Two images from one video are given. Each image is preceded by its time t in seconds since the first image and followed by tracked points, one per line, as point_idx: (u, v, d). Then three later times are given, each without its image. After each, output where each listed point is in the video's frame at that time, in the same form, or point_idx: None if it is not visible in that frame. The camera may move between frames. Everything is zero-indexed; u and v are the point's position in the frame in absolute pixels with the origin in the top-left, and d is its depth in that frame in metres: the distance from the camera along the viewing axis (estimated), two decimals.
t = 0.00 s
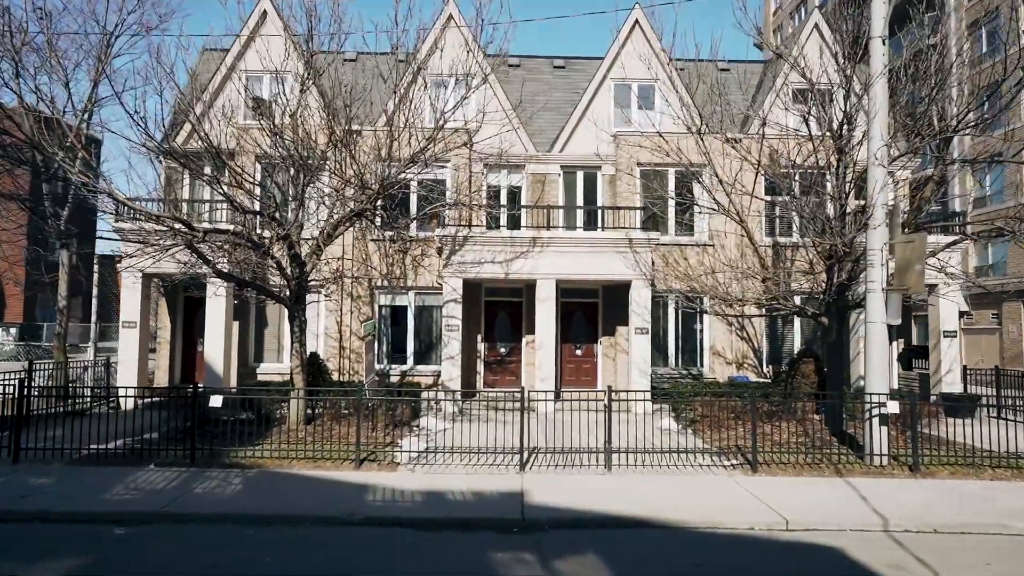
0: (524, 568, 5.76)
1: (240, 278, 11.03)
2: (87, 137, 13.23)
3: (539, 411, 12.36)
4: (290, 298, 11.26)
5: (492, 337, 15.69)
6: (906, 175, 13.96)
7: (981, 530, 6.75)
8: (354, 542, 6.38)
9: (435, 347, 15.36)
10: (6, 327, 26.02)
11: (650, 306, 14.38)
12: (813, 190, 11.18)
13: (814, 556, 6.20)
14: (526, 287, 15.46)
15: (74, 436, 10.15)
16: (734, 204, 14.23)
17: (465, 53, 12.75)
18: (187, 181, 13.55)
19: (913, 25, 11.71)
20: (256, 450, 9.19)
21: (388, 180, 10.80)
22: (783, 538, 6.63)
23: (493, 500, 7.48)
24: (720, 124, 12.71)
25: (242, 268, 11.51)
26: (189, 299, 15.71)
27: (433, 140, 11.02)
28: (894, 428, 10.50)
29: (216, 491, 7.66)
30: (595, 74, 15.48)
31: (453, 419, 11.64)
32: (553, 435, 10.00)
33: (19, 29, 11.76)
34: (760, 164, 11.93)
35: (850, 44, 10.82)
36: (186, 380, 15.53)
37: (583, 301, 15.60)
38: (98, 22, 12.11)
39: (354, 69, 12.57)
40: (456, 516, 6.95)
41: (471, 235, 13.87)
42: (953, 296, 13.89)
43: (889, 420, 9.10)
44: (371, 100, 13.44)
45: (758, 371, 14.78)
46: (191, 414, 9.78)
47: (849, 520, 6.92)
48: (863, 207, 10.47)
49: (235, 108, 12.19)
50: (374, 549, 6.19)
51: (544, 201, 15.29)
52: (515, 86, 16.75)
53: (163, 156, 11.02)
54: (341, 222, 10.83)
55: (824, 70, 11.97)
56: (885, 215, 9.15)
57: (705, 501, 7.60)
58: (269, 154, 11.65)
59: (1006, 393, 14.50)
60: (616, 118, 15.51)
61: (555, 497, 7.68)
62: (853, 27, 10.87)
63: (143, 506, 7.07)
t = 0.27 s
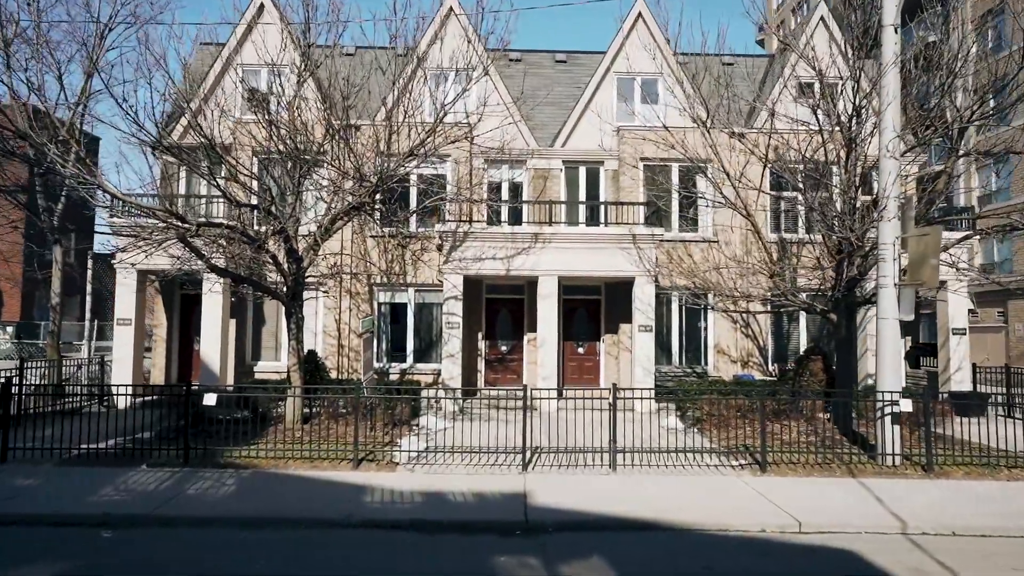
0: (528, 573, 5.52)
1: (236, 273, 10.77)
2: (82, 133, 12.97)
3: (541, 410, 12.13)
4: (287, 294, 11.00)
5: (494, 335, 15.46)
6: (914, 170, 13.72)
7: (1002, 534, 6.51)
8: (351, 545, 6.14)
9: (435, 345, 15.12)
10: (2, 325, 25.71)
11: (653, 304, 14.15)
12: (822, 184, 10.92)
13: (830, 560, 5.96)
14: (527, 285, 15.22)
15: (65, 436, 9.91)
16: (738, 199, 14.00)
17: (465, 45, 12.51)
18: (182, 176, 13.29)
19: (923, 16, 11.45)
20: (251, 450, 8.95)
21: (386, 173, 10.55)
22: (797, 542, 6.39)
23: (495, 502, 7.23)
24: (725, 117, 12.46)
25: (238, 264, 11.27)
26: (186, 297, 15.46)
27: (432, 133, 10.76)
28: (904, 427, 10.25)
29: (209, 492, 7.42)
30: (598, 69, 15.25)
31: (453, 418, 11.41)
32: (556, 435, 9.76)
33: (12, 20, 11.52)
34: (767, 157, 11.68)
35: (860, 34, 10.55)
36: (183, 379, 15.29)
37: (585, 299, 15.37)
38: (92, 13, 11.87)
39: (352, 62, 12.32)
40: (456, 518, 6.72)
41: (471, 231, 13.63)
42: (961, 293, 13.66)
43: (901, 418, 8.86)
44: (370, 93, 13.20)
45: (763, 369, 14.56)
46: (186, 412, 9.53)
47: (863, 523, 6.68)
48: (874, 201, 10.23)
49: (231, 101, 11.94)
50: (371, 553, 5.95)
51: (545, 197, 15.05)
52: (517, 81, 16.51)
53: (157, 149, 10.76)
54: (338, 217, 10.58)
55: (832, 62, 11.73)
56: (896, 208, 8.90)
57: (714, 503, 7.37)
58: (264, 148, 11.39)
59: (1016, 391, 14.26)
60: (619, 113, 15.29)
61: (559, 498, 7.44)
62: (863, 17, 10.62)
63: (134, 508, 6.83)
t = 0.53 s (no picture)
0: None
1: (232, 270, 10.51)
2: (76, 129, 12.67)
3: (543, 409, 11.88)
4: (284, 291, 10.75)
5: (495, 333, 15.20)
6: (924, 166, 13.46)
7: None
8: (349, 551, 5.90)
9: (436, 344, 14.88)
10: None
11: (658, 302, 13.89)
12: (832, 179, 10.65)
13: (849, 566, 5.72)
14: (530, 282, 14.97)
15: (57, 436, 9.65)
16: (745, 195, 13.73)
17: (466, 37, 12.23)
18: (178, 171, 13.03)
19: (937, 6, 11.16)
20: (246, 451, 8.69)
21: (386, 167, 10.29)
22: (813, 548, 6.14)
23: (498, 505, 6.99)
24: (732, 111, 12.19)
25: (234, 261, 11.02)
26: (182, 294, 15.21)
27: (432, 126, 10.49)
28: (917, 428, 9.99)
29: (203, 495, 7.17)
30: (601, 63, 14.99)
31: (454, 418, 11.16)
32: (560, 435, 9.51)
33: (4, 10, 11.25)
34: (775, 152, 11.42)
35: (872, 25, 10.27)
36: (179, 377, 15.04)
37: (588, 297, 15.11)
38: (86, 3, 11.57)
39: (351, 55, 12.04)
40: (458, 522, 6.48)
41: (472, 227, 13.38)
42: (972, 291, 13.40)
43: (916, 419, 8.59)
44: (369, 87, 12.93)
45: (770, 368, 14.31)
46: (180, 412, 9.28)
47: (881, 528, 6.45)
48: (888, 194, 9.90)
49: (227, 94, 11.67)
50: (370, 559, 5.70)
51: (548, 193, 14.81)
52: (519, 75, 16.26)
53: (150, 142, 10.49)
54: (337, 212, 10.33)
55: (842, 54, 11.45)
56: (911, 202, 8.62)
57: (726, 507, 7.12)
58: (261, 141, 11.12)
59: None
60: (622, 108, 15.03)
61: (564, 502, 7.20)
62: (875, 7, 10.33)
63: (124, 511, 6.58)
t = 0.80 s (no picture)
0: None
1: (228, 266, 10.24)
2: (70, 124, 12.36)
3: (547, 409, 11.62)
4: (282, 289, 10.48)
5: (497, 332, 14.94)
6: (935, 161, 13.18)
7: None
8: (348, 558, 5.64)
9: (437, 343, 14.63)
10: None
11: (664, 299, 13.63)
12: (844, 173, 10.36)
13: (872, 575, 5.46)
14: (533, 280, 14.72)
15: (48, 437, 9.39)
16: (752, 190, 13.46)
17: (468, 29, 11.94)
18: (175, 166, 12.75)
19: None
20: (242, 453, 8.43)
21: (386, 161, 10.02)
22: (833, 556, 5.89)
23: (504, 510, 6.73)
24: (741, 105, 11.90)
25: (232, 258, 10.76)
26: (179, 292, 14.96)
27: (434, 119, 10.21)
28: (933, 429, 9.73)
29: (197, 499, 6.91)
30: (606, 57, 14.72)
31: (456, 419, 10.91)
32: (566, 436, 9.25)
33: None
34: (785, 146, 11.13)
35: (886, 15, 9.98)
36: (176, 376, 14.79)
37: (592, 295, 14.85)
38: None
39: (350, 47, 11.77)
40: (462, 528, 6.21)
41: (474, 224, 13.13)
42: (984, 289, 13.12)
43: (933, 420, 8.32)
44: (369, 81, 12.66)
45: (777, 368, 14.06)
46: (175, 412, 9.03)
47: (904, 534, 6.19)
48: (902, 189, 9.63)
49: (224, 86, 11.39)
50: (370, 567, 5.44)
51: (551, 189, 14.55)
52: (521, 70, 15.99)
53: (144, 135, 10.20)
54: (337, 206, 10.06)
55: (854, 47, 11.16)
56: (928, 196, 8.34)
57: (741, 512, 6.85)
58: (258, 134, 10.83)
59: None
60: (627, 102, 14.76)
61: (571, 506, 6.94)
62: None
63: (113, 516, 6.31)
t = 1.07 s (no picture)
0: None
1: (224, 263, 9.96)
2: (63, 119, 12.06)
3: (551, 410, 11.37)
4: (279, 287, 10.21)
5: (500, 331, 14.69)
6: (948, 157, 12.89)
7: None
8: (347, 569, 5.37)
9: (438, 342, 14.38)
10: None
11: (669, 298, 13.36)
12: (856, 168, 10.10)
13: None
14: (536, 278, 14.46)
15: (38, 439, 9.13)
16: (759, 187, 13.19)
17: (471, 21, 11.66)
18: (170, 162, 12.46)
19: None
20: (237, 456, 8.18)
21: (387, 157, 9.75)
22: (855, 566, 5.63)
23: (509, 517, 6.46)
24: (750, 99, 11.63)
25: (228, 256, 10.49)
26: (176, 290, 14.70)
27: (434, 113, 9.90)
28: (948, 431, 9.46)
29: (189, 505, 6.64)
30: (611, 51, 14.45)
31: (459, 420, 10.66)
32: (571, 438, 8.98)
33: None
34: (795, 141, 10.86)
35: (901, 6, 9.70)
36: (172, 376, 14.54)
37: (596, 293, 14.60)
38: None
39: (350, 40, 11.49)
40: (466, 536, 5.95)
41: (476, 221, 12.86)
42: (998, 288, 12.85)
43: (952, 422, 8.05)
44: (370, 74, 12.39)
45: (784, 368, 13.82)
46: (169, 414, 8.77)
47: (928, 543, 5.93)
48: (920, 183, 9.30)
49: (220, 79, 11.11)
50: None
51: (554, 185, 14.28)
52: (524, 65, 15.73)
53: (137, 129, 9.91)
54: (335, 202, 9.79)
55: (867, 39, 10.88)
56: (945, 191, 8.05)
57: (755, 519, 6.58)
58: (254, 128, 10.55)
59: None
60: (632, 97, 14.49)
61: (578, 512, 6.68)
62: None
63: (102, 524, 6.05)
